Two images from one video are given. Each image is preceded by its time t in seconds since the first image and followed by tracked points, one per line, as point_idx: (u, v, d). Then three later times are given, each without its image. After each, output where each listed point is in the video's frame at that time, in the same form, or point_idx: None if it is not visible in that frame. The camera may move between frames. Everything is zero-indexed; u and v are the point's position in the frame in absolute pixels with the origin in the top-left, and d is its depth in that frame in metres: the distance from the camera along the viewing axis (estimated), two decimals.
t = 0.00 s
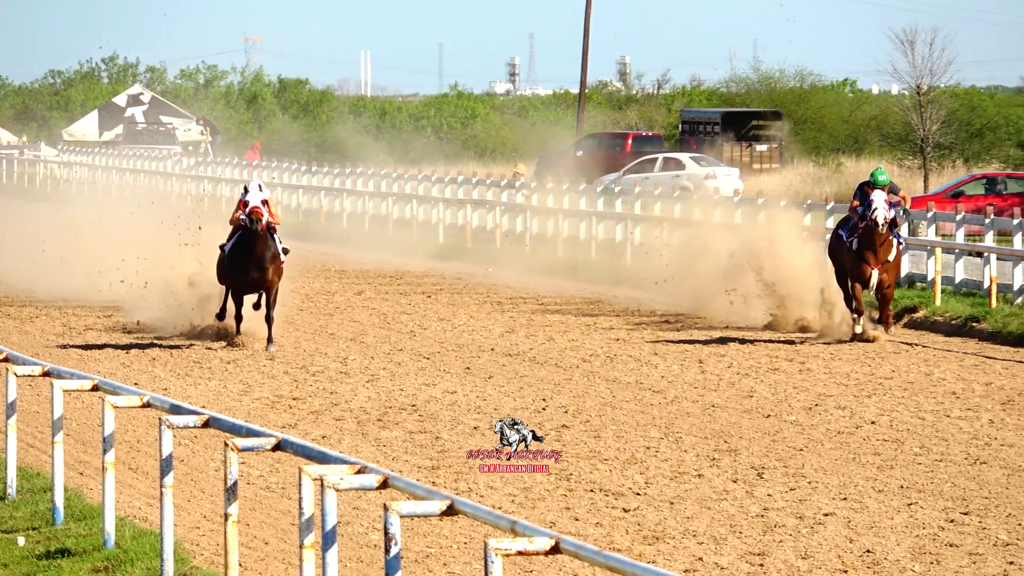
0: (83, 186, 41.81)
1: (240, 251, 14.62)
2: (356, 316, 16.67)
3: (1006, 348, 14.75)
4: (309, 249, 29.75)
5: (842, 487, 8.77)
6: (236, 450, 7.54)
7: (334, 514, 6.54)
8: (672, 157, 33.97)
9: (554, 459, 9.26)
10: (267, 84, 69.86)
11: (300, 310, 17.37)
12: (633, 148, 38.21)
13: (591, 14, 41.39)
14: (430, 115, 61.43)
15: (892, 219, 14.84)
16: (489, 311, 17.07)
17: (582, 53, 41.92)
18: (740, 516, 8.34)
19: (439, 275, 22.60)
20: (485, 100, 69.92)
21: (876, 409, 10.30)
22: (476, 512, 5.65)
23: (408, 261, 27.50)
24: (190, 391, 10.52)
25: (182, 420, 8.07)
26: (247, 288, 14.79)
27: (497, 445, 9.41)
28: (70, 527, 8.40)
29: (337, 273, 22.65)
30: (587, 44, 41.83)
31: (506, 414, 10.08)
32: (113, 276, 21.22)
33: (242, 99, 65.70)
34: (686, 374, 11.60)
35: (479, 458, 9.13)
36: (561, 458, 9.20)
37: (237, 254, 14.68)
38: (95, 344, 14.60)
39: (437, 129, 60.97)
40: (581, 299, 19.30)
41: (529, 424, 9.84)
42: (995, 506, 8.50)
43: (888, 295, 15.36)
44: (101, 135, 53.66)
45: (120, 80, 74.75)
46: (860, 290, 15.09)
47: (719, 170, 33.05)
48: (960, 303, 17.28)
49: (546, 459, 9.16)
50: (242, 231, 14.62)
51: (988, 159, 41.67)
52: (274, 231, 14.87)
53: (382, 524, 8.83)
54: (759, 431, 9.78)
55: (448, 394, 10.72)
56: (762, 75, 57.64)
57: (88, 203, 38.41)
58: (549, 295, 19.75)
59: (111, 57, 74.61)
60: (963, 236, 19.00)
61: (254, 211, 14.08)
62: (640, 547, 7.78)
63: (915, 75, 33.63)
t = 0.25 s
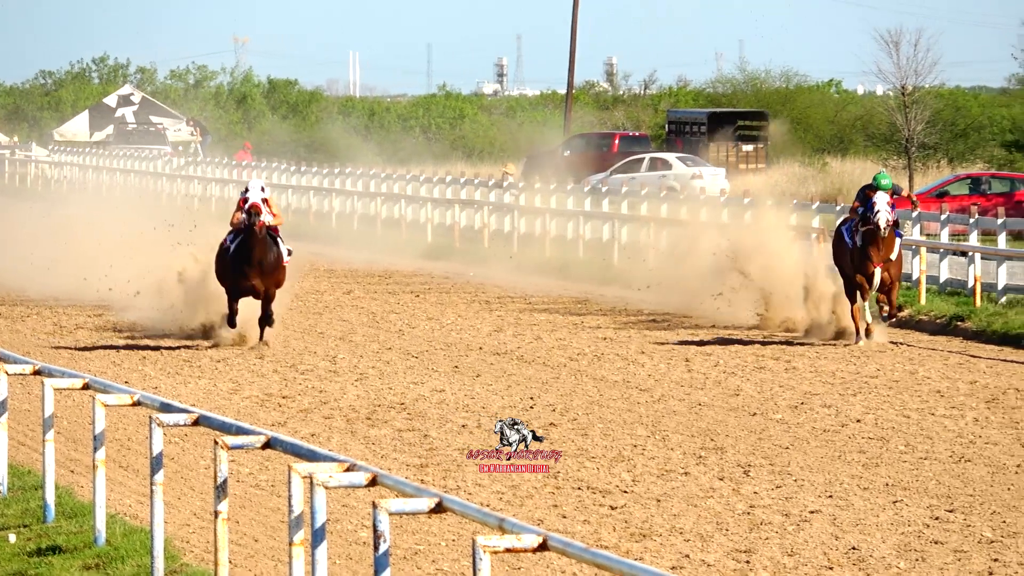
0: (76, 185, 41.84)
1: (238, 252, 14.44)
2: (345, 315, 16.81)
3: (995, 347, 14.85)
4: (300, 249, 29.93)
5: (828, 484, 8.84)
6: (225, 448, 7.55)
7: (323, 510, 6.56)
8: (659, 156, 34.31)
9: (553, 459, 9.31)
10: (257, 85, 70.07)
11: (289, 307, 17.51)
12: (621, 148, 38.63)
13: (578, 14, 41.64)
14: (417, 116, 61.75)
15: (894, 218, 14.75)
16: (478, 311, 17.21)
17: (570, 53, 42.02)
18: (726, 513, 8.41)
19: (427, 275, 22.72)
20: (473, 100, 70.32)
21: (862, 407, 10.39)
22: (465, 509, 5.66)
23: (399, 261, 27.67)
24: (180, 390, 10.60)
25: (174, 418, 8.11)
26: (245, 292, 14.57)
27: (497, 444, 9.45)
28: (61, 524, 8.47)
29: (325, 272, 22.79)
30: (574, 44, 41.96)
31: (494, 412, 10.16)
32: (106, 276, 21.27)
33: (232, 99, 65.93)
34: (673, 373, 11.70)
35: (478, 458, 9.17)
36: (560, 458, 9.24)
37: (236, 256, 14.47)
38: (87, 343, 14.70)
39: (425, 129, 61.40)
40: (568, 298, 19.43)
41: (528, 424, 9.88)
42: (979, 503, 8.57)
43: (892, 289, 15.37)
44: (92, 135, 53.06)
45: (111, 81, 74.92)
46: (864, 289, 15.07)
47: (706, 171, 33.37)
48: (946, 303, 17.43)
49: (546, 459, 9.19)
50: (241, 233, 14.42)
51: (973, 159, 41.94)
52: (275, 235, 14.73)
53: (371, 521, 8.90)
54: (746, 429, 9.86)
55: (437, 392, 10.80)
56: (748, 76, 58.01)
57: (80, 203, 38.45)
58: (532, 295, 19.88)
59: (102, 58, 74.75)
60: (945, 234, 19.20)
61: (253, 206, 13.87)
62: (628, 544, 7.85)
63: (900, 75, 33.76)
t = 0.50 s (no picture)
0: (70, 185, 41.84)
1: (239, 251, 14.30)
2: (334, 314, 16.93)
3: (984, 346, 14.95)
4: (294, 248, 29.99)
5: (813, 481, 8.91)
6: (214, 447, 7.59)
7: (311, 507, 6.60)
8: (646, 156, 34.53)
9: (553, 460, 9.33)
10: (246, 85, 70.23)
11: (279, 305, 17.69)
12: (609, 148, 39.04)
13: (565, 14, 41.81)
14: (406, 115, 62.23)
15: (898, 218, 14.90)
16: (466, 310, 17.36)
17: (558, 53, 42.12)
18: (712, 510, 8.47)
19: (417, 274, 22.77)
20: (460, 100, 70.64)
21: (847, 405, 10.48)
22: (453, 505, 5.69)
23: (391, 260, 27.79)
24: (170, 389, 10.67)
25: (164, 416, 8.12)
26: (243, 292, 14.45)
27: (497, 445, 9.47)
28: (52, 521, 8.53)
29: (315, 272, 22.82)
30: (561, 44, 42.07)
31: (482, 410, 10.25)
32: (99, 276, 21.36)
33: (222, 100, 66.15)
34: (659, 371, 11.81)
35: (478, 458, 9.20)
36: (560, 458, 9.26)
37: (235, 255, 14.33)
38: (79, 343, 14.77)
39: (413, 129, 61.73)
40: (556, 298, 19.48)
41: (528, 424, 9.92)
42: (963, 500, 8.64)
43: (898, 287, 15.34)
44: (83, 135, 53.31)
45: (101, 81, 75.01)
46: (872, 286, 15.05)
47: (692, 170, 33.65)
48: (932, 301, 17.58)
49: (545, 460, 9.22)
50: (242, 233, 14.28)
51: (958, 159, 42.05)
52: (276, 235, 14.56)
53: (359, 518, 8.97)
54: (732, 427, 9.94)
55: (425, 390, 10.91)
56: (734, 77, 58.34)
57: (73, 203, 38.46)
58: (520, 294, 19.90)
59: (92, 58, 74.81)
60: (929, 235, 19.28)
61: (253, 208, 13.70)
62: (614, 541, 7.91)
63: (885, 76, 33.92)
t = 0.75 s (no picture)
0: (63, 186, 41.84)
1: (240, 250, 14.38)
2: (325, 312, 17.07)
3: (972, 346, 15.07)
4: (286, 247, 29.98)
5: (800, 479, 8.98)
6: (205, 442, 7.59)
7: (301, 504, 6.62)
8: (633, 156, 34.55)
9: (553, 460, 9.38)
10: (237, 86, 70.43)
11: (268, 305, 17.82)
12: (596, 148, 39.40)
13: (554, 14, 41.92)
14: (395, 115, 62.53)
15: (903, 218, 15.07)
16: (455, 309, 17.50)
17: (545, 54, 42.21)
18: (700, 508, 8.53)
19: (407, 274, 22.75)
20: (449, 100, 71.00)
21: (833, 403, 10.60)
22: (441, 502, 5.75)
23: (382, 259, 27.86)
24: (161, 387, 10.77)
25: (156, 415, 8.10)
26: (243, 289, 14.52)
27: (498, 444, 9.53)
28: (44, 519, 8.60)
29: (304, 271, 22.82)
30: (550, 44, 42.15)
31: (471, 408, 10.36)
32: (92, 275, 21.42)
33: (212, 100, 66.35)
34: (648, 369, 11.98)
35: (478, 458, 9.25)
36: (560, 458, 9.30)
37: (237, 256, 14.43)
38: (73, 342, 14.87)
39: (403, 129, 61.73)
40: (544, 297, 19.48)
41: (527, 424, 9.96)
42: (949, 497, 8.71)
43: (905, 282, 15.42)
44: (74, 135, 53.08)
45: (92, 82, 75.14)
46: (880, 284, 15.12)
47: (679, 169, 33.82)
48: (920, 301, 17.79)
49: (546, 460, 9.27)
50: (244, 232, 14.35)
51: (943, 159, 42.00)
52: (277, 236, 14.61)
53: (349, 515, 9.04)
54: (719, 425, 10.04)
55: (414, 388, 11.03)
56: (721, 76, 58.65)
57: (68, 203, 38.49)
58: (509, 293, 19.89)
59: (84, 59, 74.90)
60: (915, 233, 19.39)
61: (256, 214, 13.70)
62: (603, 538, 7.97)
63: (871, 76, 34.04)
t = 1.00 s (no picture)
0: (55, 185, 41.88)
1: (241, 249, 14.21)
2: (314, 310, 17.21)
3: (960, 344, 15.21)
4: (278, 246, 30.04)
5: (786, 476, 9.06)
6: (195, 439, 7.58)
7: (290, 502, 6.62)
8: (620, 156, 34.67)
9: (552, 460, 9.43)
10: (227, 86, 70.59)
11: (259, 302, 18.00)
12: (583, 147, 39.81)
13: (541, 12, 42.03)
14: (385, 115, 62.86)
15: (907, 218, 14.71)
16: (444, 307, 17.65)
17: (533, 54, 42.31)
18: (687, 504, 8.60)
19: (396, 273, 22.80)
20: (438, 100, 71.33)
21: (819, 402, 10.72)
22: (430, 499, 5.85)
23: (371, 258, 27.90)
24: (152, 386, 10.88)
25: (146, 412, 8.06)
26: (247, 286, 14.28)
27: (498, 444, 9.58)
28: (36, 516, 8.67)
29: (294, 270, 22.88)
30: (537, 43, 42.23)
31: (460, 406, 10.49)
32: (89, 274, 21.50)
33: (202, 100, 66.55)
34: (635, 368, 12.20)
35: (478, 458, 9.31)
36: (560, 458, 9.37)
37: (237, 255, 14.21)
38: (66, 341, 14.96)
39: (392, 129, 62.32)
40: (532, 296, 19.53)
41: (527, 424, 10.03)
42: (934, 494, 8.79)
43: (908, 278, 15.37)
44: (66, 136, 52.90)
45: (83, 82, 75.25)
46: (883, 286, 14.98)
47: (665, 169, 33.93)
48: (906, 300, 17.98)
49: (546, 459, 9.32)
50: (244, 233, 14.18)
51: (928, 159, 41.91)
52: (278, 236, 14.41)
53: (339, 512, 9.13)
54: (706, 423, 10.14)
55: (403, 387, 11.18)
56: (708, 76, 58.95)
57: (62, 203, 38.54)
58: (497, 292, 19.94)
59: (75, 59, 75.00)
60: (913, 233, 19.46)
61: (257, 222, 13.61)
62: (590, 534, 8.04)
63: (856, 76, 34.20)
